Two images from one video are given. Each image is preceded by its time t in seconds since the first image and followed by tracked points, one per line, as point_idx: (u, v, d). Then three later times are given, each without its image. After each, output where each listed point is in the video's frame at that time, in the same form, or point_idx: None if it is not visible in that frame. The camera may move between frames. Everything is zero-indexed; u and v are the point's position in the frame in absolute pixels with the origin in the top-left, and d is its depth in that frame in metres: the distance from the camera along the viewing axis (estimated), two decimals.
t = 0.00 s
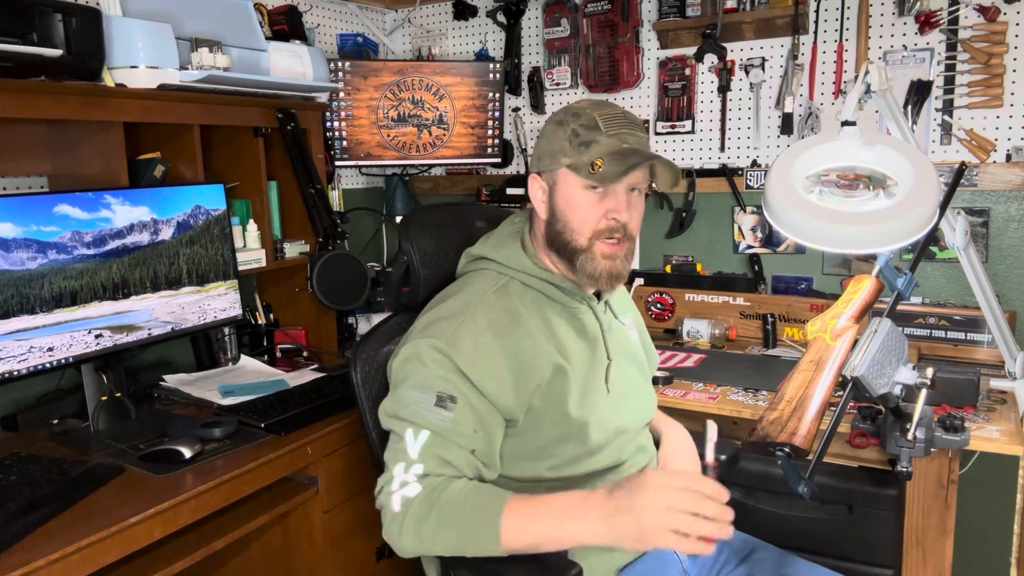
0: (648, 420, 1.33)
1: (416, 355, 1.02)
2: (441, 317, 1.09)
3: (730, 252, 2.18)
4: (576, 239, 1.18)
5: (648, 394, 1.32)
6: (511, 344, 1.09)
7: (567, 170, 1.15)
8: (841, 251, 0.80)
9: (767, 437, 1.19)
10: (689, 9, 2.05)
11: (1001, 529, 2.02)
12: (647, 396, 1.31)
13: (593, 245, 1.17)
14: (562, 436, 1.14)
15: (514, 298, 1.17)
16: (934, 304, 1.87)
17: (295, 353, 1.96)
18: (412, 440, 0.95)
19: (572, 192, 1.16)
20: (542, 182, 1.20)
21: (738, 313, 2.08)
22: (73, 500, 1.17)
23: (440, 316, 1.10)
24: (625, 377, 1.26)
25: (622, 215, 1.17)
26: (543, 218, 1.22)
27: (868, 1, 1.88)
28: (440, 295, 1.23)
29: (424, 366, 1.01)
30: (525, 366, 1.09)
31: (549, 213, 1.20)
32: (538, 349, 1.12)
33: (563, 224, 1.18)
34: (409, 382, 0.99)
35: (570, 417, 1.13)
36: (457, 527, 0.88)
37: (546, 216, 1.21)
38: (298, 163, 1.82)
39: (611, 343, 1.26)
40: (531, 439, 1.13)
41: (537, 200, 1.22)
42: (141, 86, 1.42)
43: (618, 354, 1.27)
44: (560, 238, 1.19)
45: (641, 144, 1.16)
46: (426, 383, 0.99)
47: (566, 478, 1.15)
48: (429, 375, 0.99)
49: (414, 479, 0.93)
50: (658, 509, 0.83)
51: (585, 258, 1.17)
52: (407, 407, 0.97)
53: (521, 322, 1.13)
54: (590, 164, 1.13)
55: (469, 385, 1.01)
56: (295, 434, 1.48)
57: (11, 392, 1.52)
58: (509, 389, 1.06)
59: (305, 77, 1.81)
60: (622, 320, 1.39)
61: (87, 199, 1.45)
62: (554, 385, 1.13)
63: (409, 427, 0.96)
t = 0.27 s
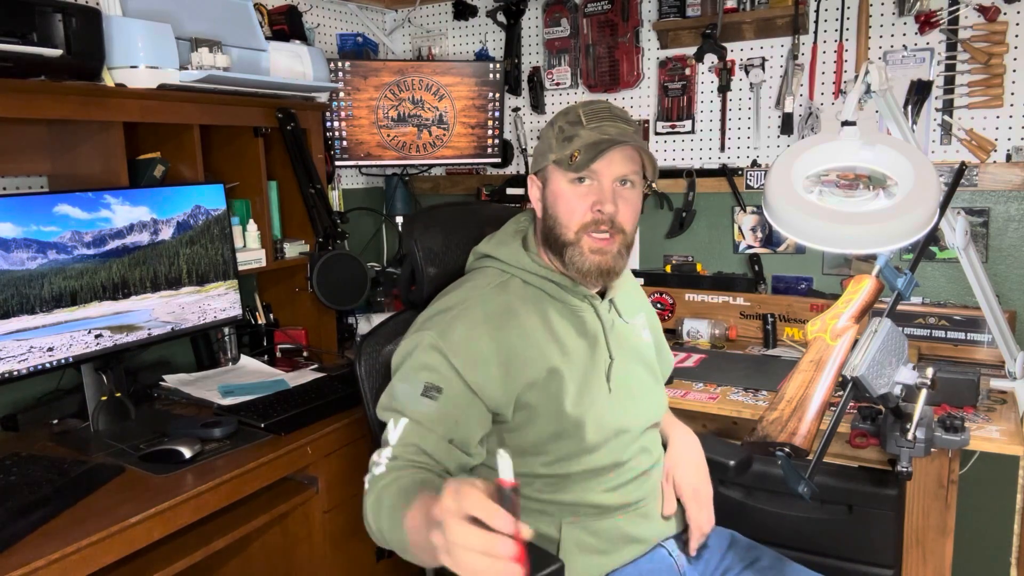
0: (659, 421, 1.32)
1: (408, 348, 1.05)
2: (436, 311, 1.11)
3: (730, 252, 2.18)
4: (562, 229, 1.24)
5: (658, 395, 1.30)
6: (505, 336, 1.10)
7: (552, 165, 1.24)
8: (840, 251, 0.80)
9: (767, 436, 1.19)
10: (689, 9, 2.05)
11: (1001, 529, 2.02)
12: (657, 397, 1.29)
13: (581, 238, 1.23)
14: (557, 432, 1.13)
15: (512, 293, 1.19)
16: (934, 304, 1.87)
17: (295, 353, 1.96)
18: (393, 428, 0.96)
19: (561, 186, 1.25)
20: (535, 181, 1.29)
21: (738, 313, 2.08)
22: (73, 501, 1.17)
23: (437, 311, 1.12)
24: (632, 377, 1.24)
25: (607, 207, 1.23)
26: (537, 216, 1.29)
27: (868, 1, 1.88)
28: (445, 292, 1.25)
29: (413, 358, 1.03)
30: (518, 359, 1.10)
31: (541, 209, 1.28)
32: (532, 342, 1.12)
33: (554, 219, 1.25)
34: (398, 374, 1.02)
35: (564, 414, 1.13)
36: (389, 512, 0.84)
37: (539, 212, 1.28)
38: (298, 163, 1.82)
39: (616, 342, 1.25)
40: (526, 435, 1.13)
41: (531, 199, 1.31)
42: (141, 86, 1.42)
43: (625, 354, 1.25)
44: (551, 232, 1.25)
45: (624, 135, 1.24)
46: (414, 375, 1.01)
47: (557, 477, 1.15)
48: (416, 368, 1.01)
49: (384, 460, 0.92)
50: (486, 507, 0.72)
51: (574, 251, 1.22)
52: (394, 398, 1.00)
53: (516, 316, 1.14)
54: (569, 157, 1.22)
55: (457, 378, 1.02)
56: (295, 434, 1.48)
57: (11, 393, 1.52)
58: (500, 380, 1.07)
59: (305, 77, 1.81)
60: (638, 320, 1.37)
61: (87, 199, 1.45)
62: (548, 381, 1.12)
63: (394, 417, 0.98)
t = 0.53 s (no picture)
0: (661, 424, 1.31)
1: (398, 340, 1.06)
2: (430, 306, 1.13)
3: (730, 252, 2.18)
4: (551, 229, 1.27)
5: (659, 398, 1.28)
6: (497, 332, 1.11)
7: (542, 165, 1.29)
8: (840, 251, 0.80)
9: (767, 436, 1.20)
10: (689, 9, 2.05)
11: (1001, 529, 2.02)
12: (658, 400, 1.28)
13: (570, 238, 1.26)
14: (550, 433, 1.12)
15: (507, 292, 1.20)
16: (935, 304, 1.87)
17: (295, 353, 1.96)
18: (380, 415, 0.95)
19: (549, 187, 1.28)
20: (528, 181, 1.34)
21: (738, 313, 2.08)
22: (73, 501, 1.17)
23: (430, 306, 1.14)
24: (629, 380, 1.23)
25: (595, 207, 1.26)
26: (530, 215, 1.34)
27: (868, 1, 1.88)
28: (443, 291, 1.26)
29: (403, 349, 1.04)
30: (510, 355, 1.10)
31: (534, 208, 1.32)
32: (525, 340, 1.12)
33: (544, 218, 1.28)
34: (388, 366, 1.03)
35: (556, 413, 1.12)
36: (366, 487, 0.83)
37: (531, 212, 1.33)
38: (297, 163, 1.82)
39: (614, 344, 1.24)
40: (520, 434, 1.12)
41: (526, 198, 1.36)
42: (141, 86, 1.42)
43: (622, 356, 1.24)
44: (542, 231, 1.29)
45: (617, 135, 1.26)
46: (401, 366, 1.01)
47: (549, 480, 1.13)
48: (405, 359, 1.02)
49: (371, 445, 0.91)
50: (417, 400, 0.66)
51: (563, 250, 1.26)
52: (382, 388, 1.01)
53: (509, 314, 1.15)
54: (558, 156, 1.26)
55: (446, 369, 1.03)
56: (295, 434, 1.48)
57: (11, 393, 1.52)
58: (492, 374, 1.07)
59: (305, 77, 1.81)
60: (643, 321, 1.36)
61: (87, 199, 1.44)
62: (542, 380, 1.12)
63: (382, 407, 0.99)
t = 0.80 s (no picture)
0: (660, 431, 1.29)
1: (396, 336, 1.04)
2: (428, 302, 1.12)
3: (730, 252, 2.19)
4: (547, 231, 1.26)
5: (658, 406, 1.26)
6: (493, 330, 1.09)
7: (539, 165, 1.28)
8: (840, 250, 0.80)
9: (767, 436, 1.20)
10: (689, 9, 2.05)
11: (1002, 529, 2.02)
12: (656, 408, 1.26)
13: (565, 240, 1.24)
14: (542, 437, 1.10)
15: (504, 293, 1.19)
16: (935, 304, 1.86)
17: (295, 353, 1.96)
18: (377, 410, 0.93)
19: (546, 188, 1.27)
20: (527, 181, 1.34)
21: (738, 313, 2.08)
22: (73, 501, 1.17)
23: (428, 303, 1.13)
24: (625, 388, 1.21)
25: (592, 210, 1.25)
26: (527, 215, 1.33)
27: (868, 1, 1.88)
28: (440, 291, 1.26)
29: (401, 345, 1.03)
30: (505, 354, 1.09)
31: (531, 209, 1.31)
32: (520, 341, 1.11)
33: (542, 220, 1.27)
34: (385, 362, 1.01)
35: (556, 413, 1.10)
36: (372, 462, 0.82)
37: (529, 212, 1.32)
38: (298, 163, 1.82)
39: (611, 352, 1.22)
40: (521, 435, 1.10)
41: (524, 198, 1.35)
42: (141, 86, 1.42)
43: (618, 364, 1.22)
44: (538, 233, 1.28)
45: (617, 138, 1.25)
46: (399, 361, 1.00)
47: (549, 484, 1.10)
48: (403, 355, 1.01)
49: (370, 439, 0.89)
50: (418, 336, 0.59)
51: (559, 252, 1.24)
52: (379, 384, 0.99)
53: (505, 314, 1.13)
54: (555, 157, 1.25)
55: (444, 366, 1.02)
56: (295, 434, 1.48)
57: (11, 393, 1.52)
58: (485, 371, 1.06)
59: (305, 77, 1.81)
60: (642, 325, 1.37)
61: (87, 199, 1.44)
62: (534, 382, 1.10)
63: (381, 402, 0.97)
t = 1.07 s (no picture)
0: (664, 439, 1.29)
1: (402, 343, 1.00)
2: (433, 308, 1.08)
3: (730, 252, 2.18)
4: (558, 240, 1.21)
5: (660, 417, 1.26)
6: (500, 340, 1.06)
7: (557, 169, 1.22)
8: (841, 250, 0.80)
9: (767, 437, 1.20)
10: (689, 8, 2.05)
11: (1002, 529, 2.02)
12: (658, 421, 1.25)
13: (576, 251, 1.19)
14: (549, 450, 1.08)
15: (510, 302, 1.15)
16: (935, 304, 1.86)
17: (294, 353, 1.95)
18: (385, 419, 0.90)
19: (562, 194, 1.21)
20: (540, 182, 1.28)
21: (738, 313, 2.08)
22: (73, 501, 1.17)
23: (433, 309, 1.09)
24: (625, 401, 1.20)
25: (608, 223, 1.20)
26: (538, 219, 1.27)
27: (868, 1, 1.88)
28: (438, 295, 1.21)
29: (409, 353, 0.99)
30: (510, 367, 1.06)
31: (542, 214, 1.26)
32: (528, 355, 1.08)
33: (553, 226, 1.22)
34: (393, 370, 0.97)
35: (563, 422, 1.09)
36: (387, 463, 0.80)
37: (540, 215, 1.27)
38: (298, 163, 1.82)
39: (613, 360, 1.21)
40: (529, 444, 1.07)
41: (534, 200, 1.30)
42: (141, 86, 1.42)
43: (619, 377, 1.21)
44: (548, 240, 1.22)
45: (640, 148, 1.19)
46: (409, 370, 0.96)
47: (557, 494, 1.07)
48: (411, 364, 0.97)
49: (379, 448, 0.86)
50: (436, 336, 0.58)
51: (568, 264, 1.19)
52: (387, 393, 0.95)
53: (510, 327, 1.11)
54: (575, 164, 1.18)
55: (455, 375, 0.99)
56: (295, 434, 1.48)
57: (11, 393, 1.52)
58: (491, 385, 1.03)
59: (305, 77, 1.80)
60: (645, 331, 1.37)
61: (86, 199, 1.44)
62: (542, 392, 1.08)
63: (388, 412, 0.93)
